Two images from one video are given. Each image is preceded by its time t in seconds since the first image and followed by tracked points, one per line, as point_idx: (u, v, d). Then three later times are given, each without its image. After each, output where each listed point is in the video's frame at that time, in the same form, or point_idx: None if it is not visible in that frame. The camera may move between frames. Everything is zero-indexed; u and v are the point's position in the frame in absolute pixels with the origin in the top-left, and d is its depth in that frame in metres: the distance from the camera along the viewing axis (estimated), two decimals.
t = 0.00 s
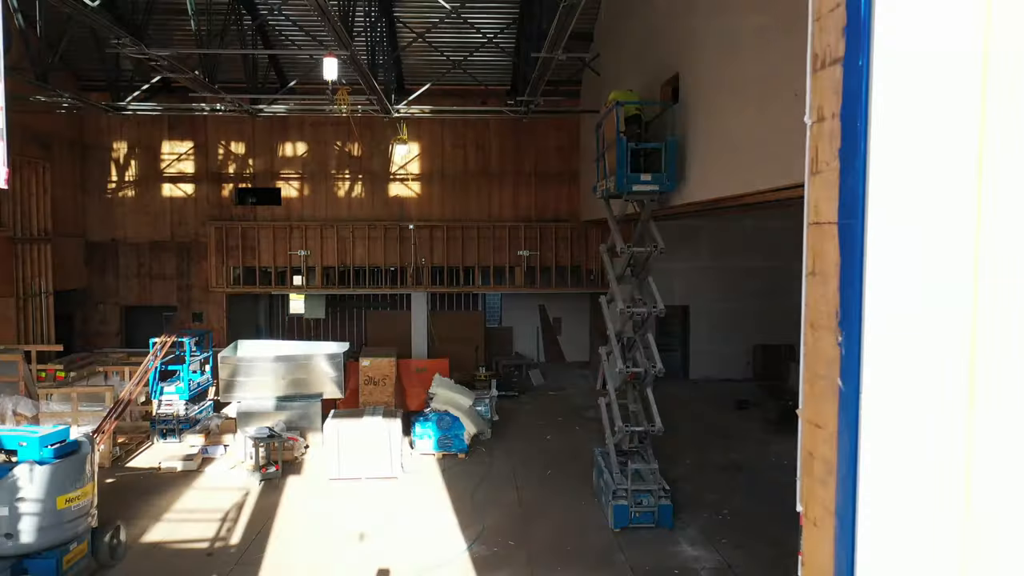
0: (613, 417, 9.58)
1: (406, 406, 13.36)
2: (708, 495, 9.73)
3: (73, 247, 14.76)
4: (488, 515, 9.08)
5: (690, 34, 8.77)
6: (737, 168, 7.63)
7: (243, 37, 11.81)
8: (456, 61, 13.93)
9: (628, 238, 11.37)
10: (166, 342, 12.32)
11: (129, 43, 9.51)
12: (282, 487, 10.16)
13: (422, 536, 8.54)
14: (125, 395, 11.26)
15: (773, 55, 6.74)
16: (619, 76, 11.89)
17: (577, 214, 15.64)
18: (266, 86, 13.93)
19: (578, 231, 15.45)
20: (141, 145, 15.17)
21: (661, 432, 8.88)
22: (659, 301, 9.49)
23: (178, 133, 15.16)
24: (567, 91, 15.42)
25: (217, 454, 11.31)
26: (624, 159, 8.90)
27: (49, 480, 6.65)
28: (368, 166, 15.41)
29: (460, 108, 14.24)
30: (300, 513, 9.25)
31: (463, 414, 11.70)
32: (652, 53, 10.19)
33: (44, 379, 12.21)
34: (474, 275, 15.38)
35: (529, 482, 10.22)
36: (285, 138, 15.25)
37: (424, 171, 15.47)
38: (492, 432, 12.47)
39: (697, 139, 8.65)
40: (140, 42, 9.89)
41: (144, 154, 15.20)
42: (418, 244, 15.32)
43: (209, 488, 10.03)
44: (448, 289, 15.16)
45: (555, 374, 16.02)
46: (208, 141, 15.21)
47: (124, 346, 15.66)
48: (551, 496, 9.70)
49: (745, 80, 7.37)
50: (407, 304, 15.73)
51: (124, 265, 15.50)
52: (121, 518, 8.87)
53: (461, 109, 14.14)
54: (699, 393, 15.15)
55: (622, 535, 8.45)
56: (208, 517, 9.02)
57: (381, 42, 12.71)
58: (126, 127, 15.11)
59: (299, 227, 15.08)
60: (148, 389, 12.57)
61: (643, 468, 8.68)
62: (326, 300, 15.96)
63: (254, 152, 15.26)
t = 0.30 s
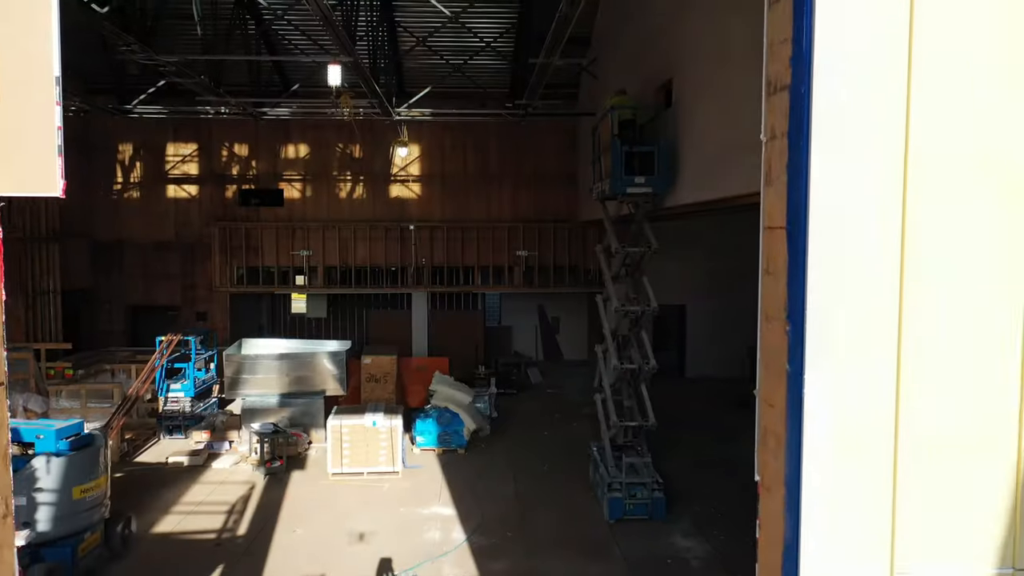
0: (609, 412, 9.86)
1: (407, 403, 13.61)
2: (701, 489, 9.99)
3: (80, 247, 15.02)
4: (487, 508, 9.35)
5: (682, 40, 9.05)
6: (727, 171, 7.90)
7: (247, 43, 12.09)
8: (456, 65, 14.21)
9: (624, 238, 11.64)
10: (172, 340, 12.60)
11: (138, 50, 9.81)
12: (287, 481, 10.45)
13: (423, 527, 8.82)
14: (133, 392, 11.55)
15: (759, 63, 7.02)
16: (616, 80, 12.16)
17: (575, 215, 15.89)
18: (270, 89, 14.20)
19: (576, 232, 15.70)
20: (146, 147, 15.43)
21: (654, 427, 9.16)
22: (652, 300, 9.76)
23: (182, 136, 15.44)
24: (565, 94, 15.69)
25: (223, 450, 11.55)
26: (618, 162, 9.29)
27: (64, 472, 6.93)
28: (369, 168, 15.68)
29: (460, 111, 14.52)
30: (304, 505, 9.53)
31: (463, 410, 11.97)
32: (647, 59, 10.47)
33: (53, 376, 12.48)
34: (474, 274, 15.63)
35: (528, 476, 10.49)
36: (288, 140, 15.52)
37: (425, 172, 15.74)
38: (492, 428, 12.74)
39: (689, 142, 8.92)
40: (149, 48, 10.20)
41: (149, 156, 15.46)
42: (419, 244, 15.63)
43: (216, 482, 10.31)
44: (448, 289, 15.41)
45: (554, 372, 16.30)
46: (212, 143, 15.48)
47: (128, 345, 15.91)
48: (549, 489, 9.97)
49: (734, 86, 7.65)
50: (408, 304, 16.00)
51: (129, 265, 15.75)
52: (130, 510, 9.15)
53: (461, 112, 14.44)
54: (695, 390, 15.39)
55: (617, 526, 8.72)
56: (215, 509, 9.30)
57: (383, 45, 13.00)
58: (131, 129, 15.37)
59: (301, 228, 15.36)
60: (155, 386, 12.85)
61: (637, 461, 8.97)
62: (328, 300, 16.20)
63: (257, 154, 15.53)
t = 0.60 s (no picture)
0: (604, 407, 10.17)
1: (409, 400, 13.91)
2: (694, 481, 10.30)
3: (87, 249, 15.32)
4: (486, 500, 9.66)
5: (671, 48, 9.35)
6: (715, 174, 8.21)
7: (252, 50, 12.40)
8: (455, 70, 14.52)
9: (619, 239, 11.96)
10: (179, 339, 12.93)
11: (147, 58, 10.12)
12: (292, 475, 10.78)
13: (424, 519, 9.13)
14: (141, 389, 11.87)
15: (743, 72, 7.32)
16: (611, 84, 12.47)
17: (573, 216, 16.19)
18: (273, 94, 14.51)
19: (574, 233, 15.96)
20: (151, 150, 15.74)
21: (648, 421, 9.48)
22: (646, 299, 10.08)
23: (188, 139, 15.75)
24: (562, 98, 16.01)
25: (229, 445, 11.91)
26: (613, 165, 9.67)
27: (82, 463, 7.26)
28: (371, 170, 15.99)
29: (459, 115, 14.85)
30: (309, 498, 9.84)
31: (463, 406, 12.30)
32: (640, 65, 10.78)
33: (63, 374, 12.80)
34: (474, 274, 15.93)
35: (526, 470, 10.80)
36: (291, 142, 15.83)
37: (425, 174, 16.06)
38: (491, 424, 13.06)
39: (679, 146, 9.24)
40: (157, 56, 10.51)
41: (155, 159, 15.77)
42: (420, 245, 15.88)
43: (223, 475, 10.63)
44: (448, 288, 15.72)
45: (553, 370, 16.60)
46: (217, 145, 15.79)
47: (135, 344, 16.23)
48: (546, 483, 10.28)
49: (720, 93, 7.95)
50: (409, 303, 16.32)
51: (136, 266, 16.05)
52: (141, 502, 9.47)
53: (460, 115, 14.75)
54: (691, 388, 15.70)
55: (611, 517, 9.03)
56: (223, 501, 9.62)
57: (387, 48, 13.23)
58: (137, 132, 15.68)
59: (304, 229, 15.66)
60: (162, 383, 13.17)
61: (631, 455, 9.28)
62: (330, 300, 16.51)
63: (260, 156, 15.84)
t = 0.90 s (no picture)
0: (599, 402, 10.51)
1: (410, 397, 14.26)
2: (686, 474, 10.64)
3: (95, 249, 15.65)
4: (485, 492, 10.00)
5: (663, 55, 9.68)
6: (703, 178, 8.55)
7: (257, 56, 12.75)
8: (455, 74, 14.86)
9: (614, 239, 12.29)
10: (186, 337, 13.27)
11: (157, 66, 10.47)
12: (297, 468, 11.12)
13: (425, 509, 9.48)
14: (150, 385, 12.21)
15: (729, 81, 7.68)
16: (606, 89, 12.80)
17: (571, 217, 16.53)
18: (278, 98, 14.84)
19: (572, 233, 16.28)
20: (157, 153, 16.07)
21: (641, 415, 9.83)
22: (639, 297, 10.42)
23: (193, 142, 16.08)
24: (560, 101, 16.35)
25: (235, 440, 12.26)
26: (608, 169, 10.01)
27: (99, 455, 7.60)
28: (373, 172, 16.33)
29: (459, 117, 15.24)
30: (313, 490, 10.19)
31: (462, 403, 12.66)
32: (634, 71, 11.11)
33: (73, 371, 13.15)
34: (474, 274, 16.28)
35: (523, 464, 11.14)
36: (294, 145, 16.18)
37: (426, 176, 16.40)
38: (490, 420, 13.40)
39: (670, 151, 9.57)
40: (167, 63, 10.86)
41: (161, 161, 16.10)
42: (420, 245, 16.22)
43: (231, 469, 10.97)
44: (448, 288, 16.07)
45: (551, 369, 16.89)
46: (222, 148, 16.12)
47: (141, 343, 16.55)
48: (543, 476, 10.62)
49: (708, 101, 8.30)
50: (410, 302, 16.64)
51: (142, 266, 16.36)
52: (152, 494, 9.81)
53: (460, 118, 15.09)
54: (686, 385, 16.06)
55: (605, 507, 9.38)
56: (231, 493, 9.98)
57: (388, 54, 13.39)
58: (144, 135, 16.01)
59: (307, 230, 16.00)
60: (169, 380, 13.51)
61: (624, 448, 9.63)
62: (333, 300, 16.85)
63: (264, 158, 16.18)
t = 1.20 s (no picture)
0: (594, 397, 10.89)
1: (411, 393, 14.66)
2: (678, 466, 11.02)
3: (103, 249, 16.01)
4: (483, 483, 10.39)
5: (655, 63, 10.07)
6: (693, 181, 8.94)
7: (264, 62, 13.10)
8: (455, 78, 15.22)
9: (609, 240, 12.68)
10: (193, 335, 13.66)
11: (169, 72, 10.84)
12: (302, 461, 11.51)
13: (426, 500, 9.86)
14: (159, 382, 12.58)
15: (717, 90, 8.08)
16: (602, 94, 13.18)
17: (568, 218, 16.90)
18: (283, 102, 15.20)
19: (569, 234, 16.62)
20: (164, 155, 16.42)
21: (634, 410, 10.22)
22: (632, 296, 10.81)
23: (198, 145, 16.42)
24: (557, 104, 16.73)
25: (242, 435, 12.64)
26: (602, 172, 10.38)
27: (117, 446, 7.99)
28: (374, 175, 16.68)
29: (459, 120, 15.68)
30: (318, 481, 10.58)
31: (462, 398, 13.09)
32: (628, 76, 11.47)
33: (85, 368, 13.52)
34: (473, 274, 16.66)
35: (521, 457, 11.51)
36: (297, 148, 16.55)
37: (426, 178, 16.76)
38: (489, 415, 13.79)
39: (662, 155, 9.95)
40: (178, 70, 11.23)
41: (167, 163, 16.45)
42: (421, 245, 16.61)
43: (238, 462, 11.36)
44: (448, 287, 16.41)
45: (549, 367, 17.22)
46: (227, 151, 16.48)
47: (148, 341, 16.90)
48: (540, 468, 11.00)
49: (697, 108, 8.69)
50: (410, 302, 17.01)
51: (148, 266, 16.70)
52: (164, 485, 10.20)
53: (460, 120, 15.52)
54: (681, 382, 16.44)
55: (599, 497, 9.77)
56: (239, 484, 10.37)
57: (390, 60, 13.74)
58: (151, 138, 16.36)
59: (310, 231, 16.41)
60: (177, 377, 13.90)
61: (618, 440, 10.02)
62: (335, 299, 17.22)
63: (268, 161, 16.55)
